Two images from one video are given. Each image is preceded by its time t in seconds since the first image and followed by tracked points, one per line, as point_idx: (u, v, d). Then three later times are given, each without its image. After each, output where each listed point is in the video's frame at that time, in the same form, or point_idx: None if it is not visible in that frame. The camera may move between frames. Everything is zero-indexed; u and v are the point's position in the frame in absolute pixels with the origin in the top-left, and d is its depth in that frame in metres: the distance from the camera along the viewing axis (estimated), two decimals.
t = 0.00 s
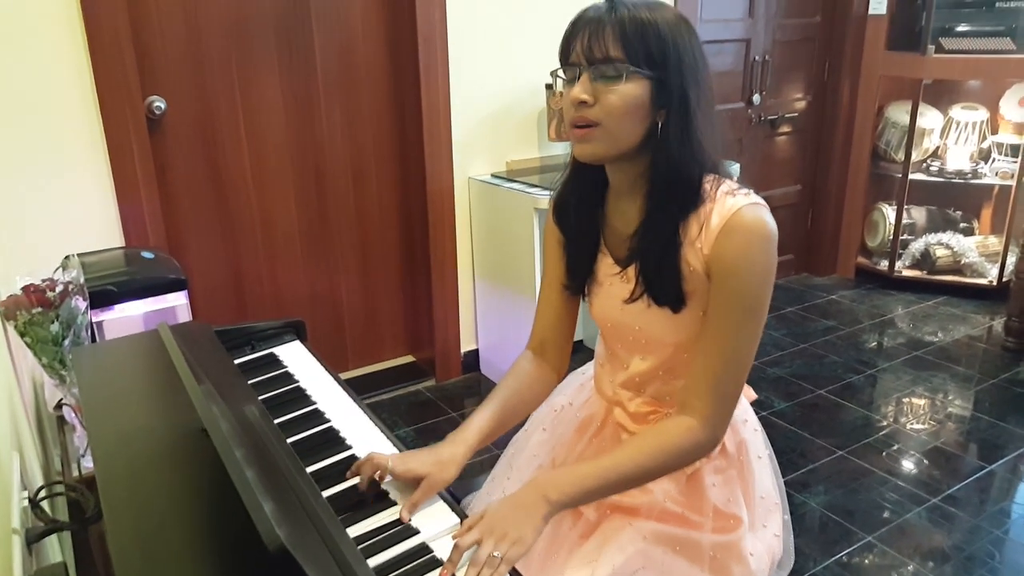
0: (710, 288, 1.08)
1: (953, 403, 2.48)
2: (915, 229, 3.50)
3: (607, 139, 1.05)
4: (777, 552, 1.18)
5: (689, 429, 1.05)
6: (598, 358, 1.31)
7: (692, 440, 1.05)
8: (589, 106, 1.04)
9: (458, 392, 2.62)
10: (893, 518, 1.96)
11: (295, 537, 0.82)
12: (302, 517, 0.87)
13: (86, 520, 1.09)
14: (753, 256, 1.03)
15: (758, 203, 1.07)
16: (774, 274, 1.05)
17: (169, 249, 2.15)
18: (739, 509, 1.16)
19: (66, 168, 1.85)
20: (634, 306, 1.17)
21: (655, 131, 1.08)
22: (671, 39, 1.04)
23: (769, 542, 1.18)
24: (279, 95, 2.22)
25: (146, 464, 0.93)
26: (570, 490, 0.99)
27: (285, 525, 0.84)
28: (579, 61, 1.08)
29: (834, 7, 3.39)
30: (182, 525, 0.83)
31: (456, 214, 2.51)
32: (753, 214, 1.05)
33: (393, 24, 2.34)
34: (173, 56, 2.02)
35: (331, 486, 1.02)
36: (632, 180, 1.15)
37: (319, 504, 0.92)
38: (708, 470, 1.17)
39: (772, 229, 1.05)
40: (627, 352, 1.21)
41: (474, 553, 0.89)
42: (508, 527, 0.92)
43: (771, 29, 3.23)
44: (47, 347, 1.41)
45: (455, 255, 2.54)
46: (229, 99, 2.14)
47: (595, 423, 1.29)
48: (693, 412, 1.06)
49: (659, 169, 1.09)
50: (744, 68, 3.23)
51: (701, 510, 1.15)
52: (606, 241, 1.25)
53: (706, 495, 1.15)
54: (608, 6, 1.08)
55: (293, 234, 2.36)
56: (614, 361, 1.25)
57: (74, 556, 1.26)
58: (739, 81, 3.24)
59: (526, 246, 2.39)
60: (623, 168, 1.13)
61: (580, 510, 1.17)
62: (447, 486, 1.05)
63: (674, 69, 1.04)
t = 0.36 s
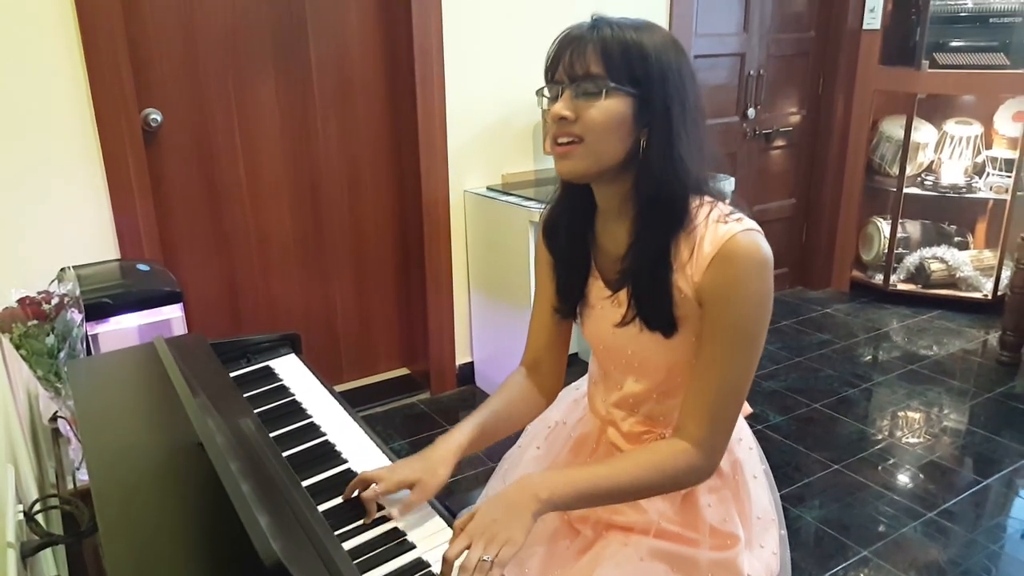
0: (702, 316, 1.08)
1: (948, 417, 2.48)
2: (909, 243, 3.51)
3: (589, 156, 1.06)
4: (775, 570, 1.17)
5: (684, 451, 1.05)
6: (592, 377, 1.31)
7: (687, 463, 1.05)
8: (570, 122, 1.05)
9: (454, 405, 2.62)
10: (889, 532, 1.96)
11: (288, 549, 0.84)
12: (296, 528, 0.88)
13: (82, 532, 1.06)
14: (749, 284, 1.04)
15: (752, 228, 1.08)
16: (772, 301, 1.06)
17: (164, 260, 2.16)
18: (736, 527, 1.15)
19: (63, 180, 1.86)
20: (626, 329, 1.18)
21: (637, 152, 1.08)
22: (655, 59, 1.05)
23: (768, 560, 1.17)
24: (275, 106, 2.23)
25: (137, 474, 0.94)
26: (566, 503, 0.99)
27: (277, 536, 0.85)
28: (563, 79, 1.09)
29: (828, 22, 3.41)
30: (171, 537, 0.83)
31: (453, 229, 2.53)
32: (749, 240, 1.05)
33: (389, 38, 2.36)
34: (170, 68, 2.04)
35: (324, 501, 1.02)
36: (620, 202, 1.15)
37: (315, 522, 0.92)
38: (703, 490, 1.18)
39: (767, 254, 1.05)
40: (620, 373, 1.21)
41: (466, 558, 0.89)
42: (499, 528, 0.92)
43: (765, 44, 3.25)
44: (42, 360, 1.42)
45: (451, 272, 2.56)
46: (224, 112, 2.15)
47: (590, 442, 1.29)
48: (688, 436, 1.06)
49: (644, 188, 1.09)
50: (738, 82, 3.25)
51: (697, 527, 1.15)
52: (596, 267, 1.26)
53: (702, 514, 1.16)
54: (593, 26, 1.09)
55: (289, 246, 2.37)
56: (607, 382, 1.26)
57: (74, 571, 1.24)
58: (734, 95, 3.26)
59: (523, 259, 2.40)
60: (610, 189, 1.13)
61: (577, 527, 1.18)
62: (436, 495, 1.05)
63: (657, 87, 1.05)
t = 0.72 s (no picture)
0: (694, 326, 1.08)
1: (940, 421, 2.50)
2: (902, 248, 3.55)
3: (583, 161, 1.06)
4: None
5: (678, 463, 1.05)
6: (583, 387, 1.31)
7: (681, 474, 1.05)
8: (565, 126, 1.05)
9: (449, 410, 2.61)
10: (882, 535, 1.97)
11: (287, 563, 0.82)
12: (294, 541, 0.86)
13: (75, 542, 1.04)
14: (738, 292, 1.03)
15: (743, 237, 1.08)
16: (761, 307, 1.06)
17: (158, 267, 2.15)
18: (729, 535, 1.16)
19: (55, 185, 1.85)
20: (616, 335, 1.17)
21: (632, 156, 1.08)
22: (649, 63, 1.05)
23: (761, 567, 1.18)
24: (269, 112, 2.22)
25: (130, 487, 0.92)
26: (562, 513, 0.99)
27: (275, 550, 0.84)
28: (556, 82, 1.09)
29: (821, 28, 3.43)
30: (166, 554, 0.82)
31: (448, 234, 2.52)
32: (738, 249, 1.05)
33: (384, 43, 2.35)
34: (163, 74, 2.03)
35: (318, 511, 1.02)
36: (614, 207, 1.15)
37: (312, 529, 0.91)
38: (694, 498, 1.18)
39: (757, 264, 1.05)
40: (608, 385, 1.22)
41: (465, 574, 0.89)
42: (498, 550, 0.92)
43: (759, 50, 3.26)
44: (35, 367, 1.41)
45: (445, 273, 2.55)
46: (219, 117, 2.14)
47: (582, 451, 1.29)
48: (684, 447, 1.06)
49: (635, 195, 1.09)
50: (733, 88, 3.26)
51: (692, 535, 1.15)
52: (587, 271, 1.26)
53: (695, 522, 1.16)
54: (586, 29, 1.09)
55: (283, 252, 2.36)
56: (596, 393, 1.26)
57: None
58: (728, 101, 3.27)
59: (518, 264, 2.40)
60: (602, 197, 1.14)
61: (573, 535, 1.18)
62: (436, 506, 1.05)
63: (651, 90, 1.05)
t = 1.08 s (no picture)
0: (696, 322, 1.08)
1: (932, 420, 2.51)
2: (895, 248, 3.55)
3: (586, 158, 1.05)
4: None
5: (678, 459, 1.05)
6: (583, 385, 1.31)
7: (680, 472, 1.05)
8: (569, 122, 1.05)
9: (443, 411, 2.61)
10: (875, 534, 1.98)
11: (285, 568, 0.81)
12: (292, 547, 0.86)
13: (70, 545, 1.03)
14: (739, 289, 1.04)
15: (745, 235, 1.08)
16: (761, 305, 1.06)
17: (152, 268, 2.14)
18: (726, 533, 1.16)
19: (47, 184, 1.84)
20: (620, 331, 1.18)
21: (635, 153, 1.08)
22: (651, 62, 1.06)
23: (758, 566, 1.18)
24: (263, 112, 2.21)
25: (127, 493, 0.91)
26: (560, 514, 0.99)
27: (273, 556, 0.83)
28: (559, 81, 1.10)
29: (815, 29, 3.45)
30: (160, 563, 0.81)
31: (443, 234, 2.52)
32: (740, 246, 1.05)
33: (379, 43, 2.35)
34: (156, 73, 2.02)
35: (314, 513, 1.02)
36: (616, 207, 1.15)
37: (308, 531, 0.91)
38: (692, 496, 1.18)
39: (758, 261, 1.06)
40: (610, 381, 1.22)
41: None
42: (495, 552, 0.92)
43: (754, 51, 3.27)
44: (27, 369, 1.38)
45: (440, 271, 2.54)
46: (212, 117, 2.13)
47: (579, 448, 1.29)
48: (682, 443, 1.06)
49: (639, 194, 1.10)
50: (727, 89, 3.27)
51: (688, 533, 1.16)
52: (590, 268, 1.26)
53: (692, 520, 1.16)
54: (589, 30, 1.10)
55: (277, 253, 2.35)
56: (597, 389, 1.26)
57: None
58: (723, 102, 3.28)
59: (513, 264, 2.39)
60: (604, 196, 1.14)
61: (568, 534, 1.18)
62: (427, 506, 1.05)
63: (653, 89, 1.06)
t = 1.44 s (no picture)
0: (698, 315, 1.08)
1: (927, 416, 2.53)
2: (891, 244, 3.56)
3: (595, 150, 1.06)
4: (761, 571, 1.18)
5: (676, 451, 1.05)
6: (585, 379, 1.31)
7: (677, 465, 1.05)
8: (578, 115, 1.05)
9: (440, 408, 2.62)
10: (870, 530, 1.99)
11: (283, 568, 0.81)
12: (290, 547, 0.85)
13: (67, 543, 1.03)
14: (741, 283, 1.04)
15: (748, 230, 1.08)
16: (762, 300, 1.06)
17: (148, 267, 2.14)
18: (723, 527, 1.17)
19: (42, 182, 1.84)
20: (625, 323, 1.17)
21: (642, 147, 1.08)
22: (658, 59, 1.06)
23: (754, 561, 1.18)
24: (258, 109, 2.21)
25: (124, 496, 0.90)
26: (558, 510, 0.99)
27: (271, 555, 0.83)
28: (568, 76, 1.10)
29: (811, 26, 3.45)
30: (158, 568, 0.80)
31: (438, 231, 2.52)
32: (744, 240, 1.06)
33: (375, 39, 2.34)
34: (151, 70, 2.01)
35: (312, 510, 1.02)
36: (623, 200, 1.15)
37: (305, 529, 0.91)
38: (691, 489, 1.19)
39: (761, 255, 1.06)
40: (612, 374, 1.22)
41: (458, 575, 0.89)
42: (495, 549, 0.93)
43: (750, 47, 3.27)
44: (23, 368, 1.39)
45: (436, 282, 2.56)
46: (207, 114, 2.13)
47: (579, 441, 1.30)
48: (680, 435, 1.06)
49: (647, 186, 1.10)
50: (723, 85, 3.27)
51: (686, 528, 1.16)
52: (595, 261, 1.25)
53: (690, 514, 1.17)
54: (596, 27, 1.10)
55: (273, 251, 2.35)
56: (599, 383, 1.26)
57: None
58: (719, 98, 3.28)
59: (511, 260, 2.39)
60: (610, 188, 1.14)
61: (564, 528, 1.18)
62: (430, 508, 1.04)
63: (660, 85, 1.06)
